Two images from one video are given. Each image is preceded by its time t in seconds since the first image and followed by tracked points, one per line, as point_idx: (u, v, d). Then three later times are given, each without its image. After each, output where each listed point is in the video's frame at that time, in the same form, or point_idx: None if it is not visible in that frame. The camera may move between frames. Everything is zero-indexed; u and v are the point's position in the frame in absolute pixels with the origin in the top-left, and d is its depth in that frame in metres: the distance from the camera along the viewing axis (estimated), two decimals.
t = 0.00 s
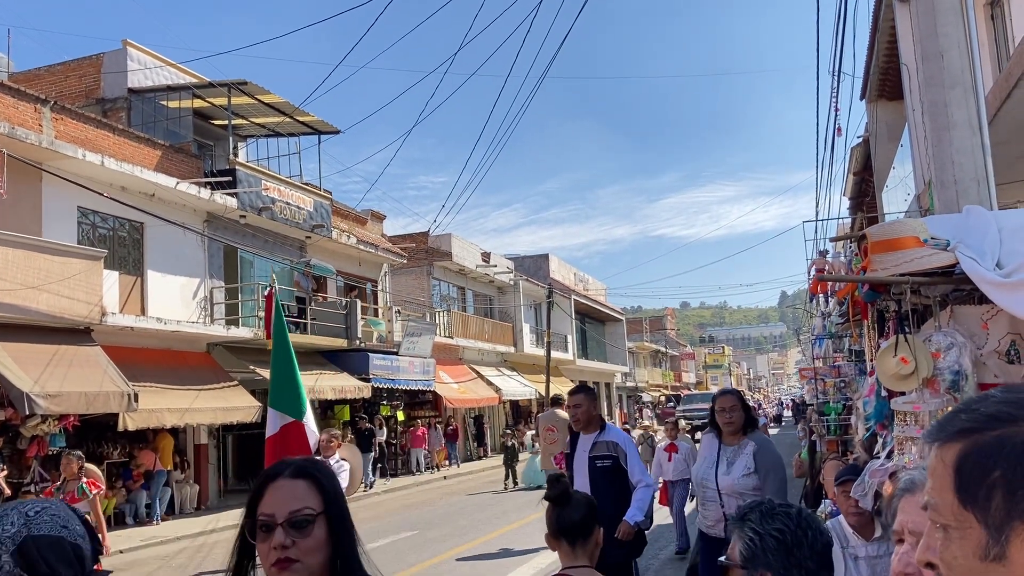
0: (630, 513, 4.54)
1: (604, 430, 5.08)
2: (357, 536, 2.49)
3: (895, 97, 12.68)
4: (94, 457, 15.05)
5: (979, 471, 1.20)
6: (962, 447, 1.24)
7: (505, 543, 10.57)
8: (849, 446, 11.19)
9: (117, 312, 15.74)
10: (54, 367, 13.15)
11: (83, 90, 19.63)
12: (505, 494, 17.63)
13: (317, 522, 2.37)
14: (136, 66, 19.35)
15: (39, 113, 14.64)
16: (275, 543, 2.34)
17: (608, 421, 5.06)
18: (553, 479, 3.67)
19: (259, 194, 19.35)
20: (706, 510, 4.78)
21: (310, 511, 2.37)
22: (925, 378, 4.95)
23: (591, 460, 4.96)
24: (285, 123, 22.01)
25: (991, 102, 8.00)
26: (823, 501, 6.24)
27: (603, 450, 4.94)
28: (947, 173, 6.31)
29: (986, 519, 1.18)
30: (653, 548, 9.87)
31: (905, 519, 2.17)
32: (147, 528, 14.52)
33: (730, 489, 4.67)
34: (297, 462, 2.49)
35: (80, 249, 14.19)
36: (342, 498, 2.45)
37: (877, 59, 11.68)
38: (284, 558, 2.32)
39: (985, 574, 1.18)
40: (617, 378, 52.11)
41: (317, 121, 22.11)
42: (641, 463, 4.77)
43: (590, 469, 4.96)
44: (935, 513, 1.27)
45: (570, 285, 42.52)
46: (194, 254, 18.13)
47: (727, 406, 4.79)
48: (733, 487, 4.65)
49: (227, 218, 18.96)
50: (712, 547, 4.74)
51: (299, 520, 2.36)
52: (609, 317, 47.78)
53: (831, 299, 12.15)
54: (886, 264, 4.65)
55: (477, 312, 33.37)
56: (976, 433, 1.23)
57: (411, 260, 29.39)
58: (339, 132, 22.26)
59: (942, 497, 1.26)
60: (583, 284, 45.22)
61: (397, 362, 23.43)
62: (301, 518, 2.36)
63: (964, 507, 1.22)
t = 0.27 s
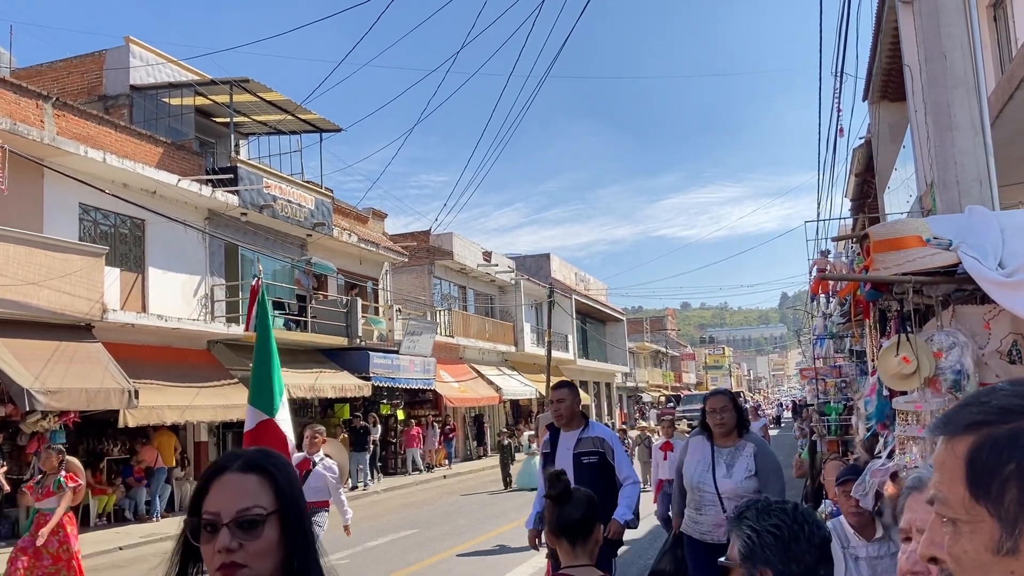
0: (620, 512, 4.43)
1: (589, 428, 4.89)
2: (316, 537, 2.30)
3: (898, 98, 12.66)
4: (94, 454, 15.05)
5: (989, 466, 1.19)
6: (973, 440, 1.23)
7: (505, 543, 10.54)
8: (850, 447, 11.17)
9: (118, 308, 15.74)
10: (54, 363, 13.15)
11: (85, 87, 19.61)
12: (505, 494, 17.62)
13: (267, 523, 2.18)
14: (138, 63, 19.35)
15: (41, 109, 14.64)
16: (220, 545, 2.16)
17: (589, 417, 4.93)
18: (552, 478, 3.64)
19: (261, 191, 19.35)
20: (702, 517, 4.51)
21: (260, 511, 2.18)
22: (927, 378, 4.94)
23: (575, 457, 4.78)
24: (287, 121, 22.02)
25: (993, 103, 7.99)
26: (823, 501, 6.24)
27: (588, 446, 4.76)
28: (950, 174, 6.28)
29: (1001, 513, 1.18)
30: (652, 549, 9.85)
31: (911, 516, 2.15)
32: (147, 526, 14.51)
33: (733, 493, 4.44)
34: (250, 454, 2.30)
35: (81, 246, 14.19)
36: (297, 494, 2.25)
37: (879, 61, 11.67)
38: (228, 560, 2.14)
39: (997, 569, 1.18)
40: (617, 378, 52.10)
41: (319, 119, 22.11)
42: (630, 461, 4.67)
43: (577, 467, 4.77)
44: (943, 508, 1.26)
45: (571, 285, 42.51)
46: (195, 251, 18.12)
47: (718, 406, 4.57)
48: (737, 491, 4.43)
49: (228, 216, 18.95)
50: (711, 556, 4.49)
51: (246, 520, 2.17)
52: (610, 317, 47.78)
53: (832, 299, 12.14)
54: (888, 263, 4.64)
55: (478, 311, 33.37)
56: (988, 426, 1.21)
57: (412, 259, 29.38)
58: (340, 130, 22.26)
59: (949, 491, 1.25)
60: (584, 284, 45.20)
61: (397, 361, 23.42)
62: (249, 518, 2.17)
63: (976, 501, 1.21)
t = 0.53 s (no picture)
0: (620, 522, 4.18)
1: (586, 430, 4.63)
2: (279, 564, 2.06)
3: (903, 99, 12.62)
4: (98, 451, 15.09)
5: (1004, 462, 1.19)
6: (993, 438, 1.22)
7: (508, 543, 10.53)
8: (854, 448, 11.15)
9: (122, 306, 15.75)
10: (58, 360, 13.17)
11: (90, 84, 19.64)
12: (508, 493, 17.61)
13: (224, 551, 1.94)
14: (144, 61, 19.38)
15: (47, 106, 14.67)
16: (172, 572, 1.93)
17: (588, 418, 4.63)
18: (558, 477, 3.61)
19: (265, 189, 19.36)
20: (693, 527, 4.28)
21: (217, 538, 1.95)
22: (933, 378, 4.92)
23: (573, 462, 4.53)
24: (292, 120, 22.04)
25: (999, 104, 7.96)
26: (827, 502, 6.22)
27: (587, 451, 4.53)
28: (956, 174, 6.25)
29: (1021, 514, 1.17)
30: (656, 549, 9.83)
31: (921, 515, 2.14)
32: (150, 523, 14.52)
33: (724, 497, 4.20)
34: (208, 471, 2.06)
35: (86, 243, 14.23)
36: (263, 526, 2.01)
37: (885, 62, 11.63)
38: None
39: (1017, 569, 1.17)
40: (621, 378, 52.07)
41: (324, 117, 22.13)
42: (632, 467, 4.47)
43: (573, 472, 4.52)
44: (958, 508, 1.25)
45: (575, 284, 42.48)
46: (199, 248, 18.14)
47: (696, 409, 4.38)
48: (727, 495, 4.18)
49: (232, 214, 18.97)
50: (705, 567, 4.26)
51: (200, 548, 1.93)
52: (613, 317, 47.75)
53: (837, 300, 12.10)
54: (894, 264, 4.62)
55: (481, 310, 33.36)
56: (1005, 426, 1.21)
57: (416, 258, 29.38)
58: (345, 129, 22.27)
59: (959, 490, 1.25)
60: (588, 284, 45.15)
61: (401, 360, 23.43)
62: (203, 547, 1.93)
63: (996, 500, 1.20)
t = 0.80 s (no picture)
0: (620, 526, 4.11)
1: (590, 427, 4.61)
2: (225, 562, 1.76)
3: (914, 100, 12.54)
4: (108, 449, 15.14)
5: None
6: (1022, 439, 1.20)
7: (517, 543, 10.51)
8: (863, 448, 11.10)
9: (132, 305, 15.82)
10: (69, 358, 13.23)
11: (101, 84, 19.73)
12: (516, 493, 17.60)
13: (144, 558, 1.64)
14: (154, 61, 19.45)
15: (58, 106, 14.74)
16: None
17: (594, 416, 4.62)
18: (569, 477, 3.61)
19: (275, 189, 19.40)
20: (689, 527, 4.23)
21: (135, 543, 1.64)
22: (945, 378, 4.88)
23: (577, 460, 4.50)
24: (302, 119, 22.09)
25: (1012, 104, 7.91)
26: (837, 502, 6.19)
27: (591, 450, 4.49)
28: (967, 174, 6.21)
29: None
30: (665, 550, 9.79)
31: (936, 516, 2.10)
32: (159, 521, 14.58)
33: (721, 494, 4.18)
34: (131, 464, 1.74)
35: (97, 242, 14.29)
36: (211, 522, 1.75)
37: (895, 61, 11.56)
38: None
39: None
40: (629, 378, 52.00)
41: (333, 117, 22.17)
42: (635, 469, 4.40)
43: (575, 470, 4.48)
44: (989, 509, 1.23)
45: (583, 285, 42.44)
46: (209, 247, 18.20)
47: (685, 405, 4.32)
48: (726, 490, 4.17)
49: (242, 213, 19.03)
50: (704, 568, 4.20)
51: (114, 559, 1.63)
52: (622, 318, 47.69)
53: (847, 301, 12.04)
54: (906, 263, 4.59)
55: (490, 310, 33.36)
56: None
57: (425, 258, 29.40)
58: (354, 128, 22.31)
59: (985, 489, 1.24)
60: (596, 284, 45.10)
61: (410, 359, 23.45)
62: (117, 557, 1.63)
63: None
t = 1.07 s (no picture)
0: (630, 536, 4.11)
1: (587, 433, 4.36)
2: None
3: (931, 98, 12.41)
4: (125, 448, 15.24)
5: None
6: None
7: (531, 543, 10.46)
8: (881, 449, 11.00)
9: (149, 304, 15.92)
10: (86, 357, 13.33)
11: (118, 84, 19.86)
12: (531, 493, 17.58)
13: None
14: (171, 61, 19.57)
15: (76, 106, 14.84)
16: None
17: (591, 421, 4.40)
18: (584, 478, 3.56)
19: (290, 189, 19.46)
20: (693, 534, 4.20)
21: None
22: (963, 378, 4.82)
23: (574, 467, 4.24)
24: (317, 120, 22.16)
25: None
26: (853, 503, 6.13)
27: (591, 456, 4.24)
28: (986, 172, 6.13)
29: None
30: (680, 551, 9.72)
31: (953, 516, 2.06)
32: (176, 519, 14.66)
33: (730, 504, 4.12)
34: None
35: (115, 242, 14.40)
36: (129, 545, 1.38)
37: (912, 59, 11.44)
38: None
39: None
40: (644, 378, 51.82)
41: (347, 117, 22.22)
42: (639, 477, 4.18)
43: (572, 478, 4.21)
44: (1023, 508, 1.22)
45: (598, 284, 42.35)
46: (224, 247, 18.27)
47: (704, 408, 4.27)
48: (737, 501, 4.10)
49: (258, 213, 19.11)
50: None
51: None
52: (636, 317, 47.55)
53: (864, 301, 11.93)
54: (924, 262, 4.52)
55: (504, 309, 33.34)
56: None
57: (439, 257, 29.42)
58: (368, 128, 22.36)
59: (1017, 492, 1.24)
60: (611, 283, 44.99)
61: (424, 359, 23.48)
62: None
63: None
